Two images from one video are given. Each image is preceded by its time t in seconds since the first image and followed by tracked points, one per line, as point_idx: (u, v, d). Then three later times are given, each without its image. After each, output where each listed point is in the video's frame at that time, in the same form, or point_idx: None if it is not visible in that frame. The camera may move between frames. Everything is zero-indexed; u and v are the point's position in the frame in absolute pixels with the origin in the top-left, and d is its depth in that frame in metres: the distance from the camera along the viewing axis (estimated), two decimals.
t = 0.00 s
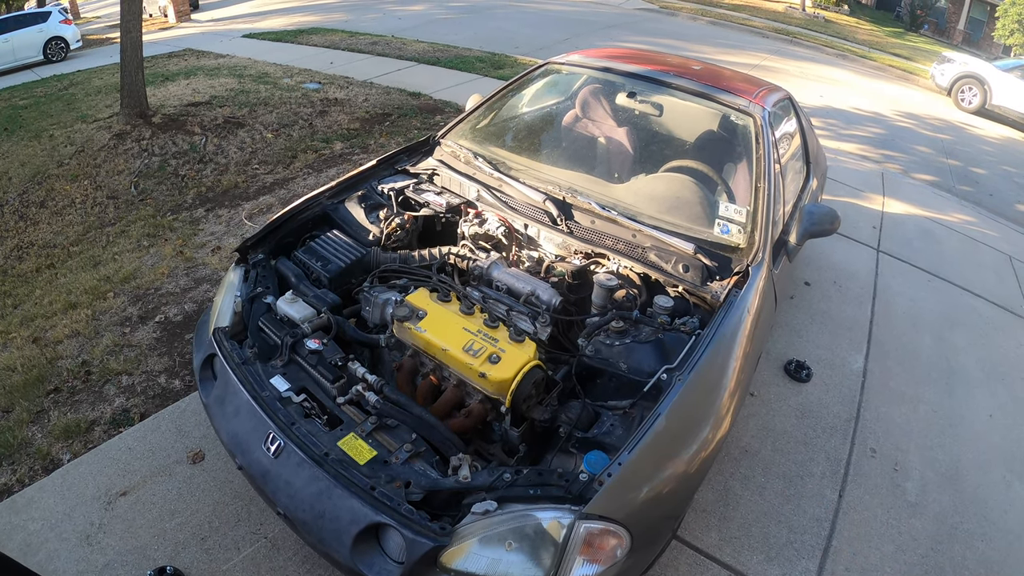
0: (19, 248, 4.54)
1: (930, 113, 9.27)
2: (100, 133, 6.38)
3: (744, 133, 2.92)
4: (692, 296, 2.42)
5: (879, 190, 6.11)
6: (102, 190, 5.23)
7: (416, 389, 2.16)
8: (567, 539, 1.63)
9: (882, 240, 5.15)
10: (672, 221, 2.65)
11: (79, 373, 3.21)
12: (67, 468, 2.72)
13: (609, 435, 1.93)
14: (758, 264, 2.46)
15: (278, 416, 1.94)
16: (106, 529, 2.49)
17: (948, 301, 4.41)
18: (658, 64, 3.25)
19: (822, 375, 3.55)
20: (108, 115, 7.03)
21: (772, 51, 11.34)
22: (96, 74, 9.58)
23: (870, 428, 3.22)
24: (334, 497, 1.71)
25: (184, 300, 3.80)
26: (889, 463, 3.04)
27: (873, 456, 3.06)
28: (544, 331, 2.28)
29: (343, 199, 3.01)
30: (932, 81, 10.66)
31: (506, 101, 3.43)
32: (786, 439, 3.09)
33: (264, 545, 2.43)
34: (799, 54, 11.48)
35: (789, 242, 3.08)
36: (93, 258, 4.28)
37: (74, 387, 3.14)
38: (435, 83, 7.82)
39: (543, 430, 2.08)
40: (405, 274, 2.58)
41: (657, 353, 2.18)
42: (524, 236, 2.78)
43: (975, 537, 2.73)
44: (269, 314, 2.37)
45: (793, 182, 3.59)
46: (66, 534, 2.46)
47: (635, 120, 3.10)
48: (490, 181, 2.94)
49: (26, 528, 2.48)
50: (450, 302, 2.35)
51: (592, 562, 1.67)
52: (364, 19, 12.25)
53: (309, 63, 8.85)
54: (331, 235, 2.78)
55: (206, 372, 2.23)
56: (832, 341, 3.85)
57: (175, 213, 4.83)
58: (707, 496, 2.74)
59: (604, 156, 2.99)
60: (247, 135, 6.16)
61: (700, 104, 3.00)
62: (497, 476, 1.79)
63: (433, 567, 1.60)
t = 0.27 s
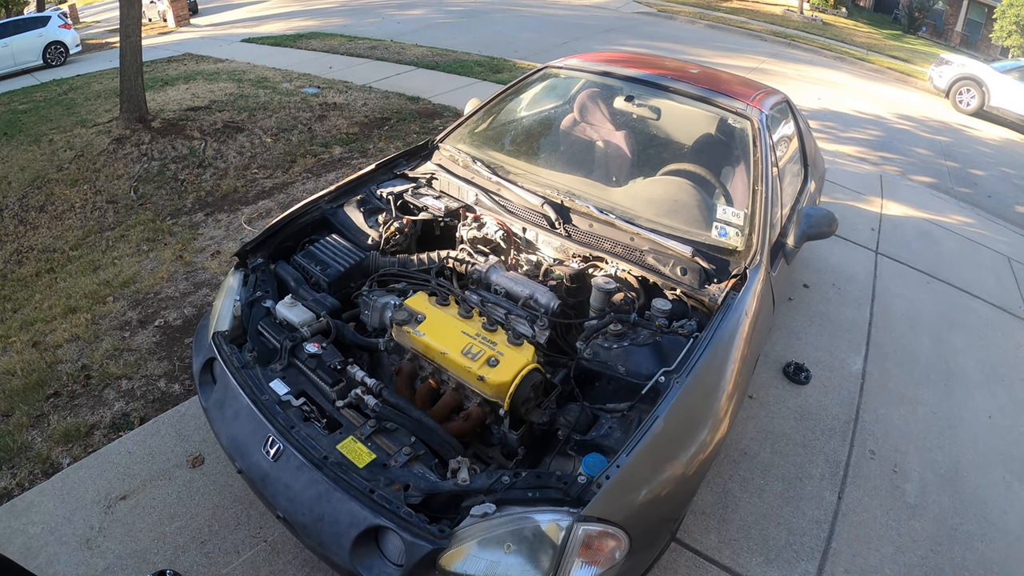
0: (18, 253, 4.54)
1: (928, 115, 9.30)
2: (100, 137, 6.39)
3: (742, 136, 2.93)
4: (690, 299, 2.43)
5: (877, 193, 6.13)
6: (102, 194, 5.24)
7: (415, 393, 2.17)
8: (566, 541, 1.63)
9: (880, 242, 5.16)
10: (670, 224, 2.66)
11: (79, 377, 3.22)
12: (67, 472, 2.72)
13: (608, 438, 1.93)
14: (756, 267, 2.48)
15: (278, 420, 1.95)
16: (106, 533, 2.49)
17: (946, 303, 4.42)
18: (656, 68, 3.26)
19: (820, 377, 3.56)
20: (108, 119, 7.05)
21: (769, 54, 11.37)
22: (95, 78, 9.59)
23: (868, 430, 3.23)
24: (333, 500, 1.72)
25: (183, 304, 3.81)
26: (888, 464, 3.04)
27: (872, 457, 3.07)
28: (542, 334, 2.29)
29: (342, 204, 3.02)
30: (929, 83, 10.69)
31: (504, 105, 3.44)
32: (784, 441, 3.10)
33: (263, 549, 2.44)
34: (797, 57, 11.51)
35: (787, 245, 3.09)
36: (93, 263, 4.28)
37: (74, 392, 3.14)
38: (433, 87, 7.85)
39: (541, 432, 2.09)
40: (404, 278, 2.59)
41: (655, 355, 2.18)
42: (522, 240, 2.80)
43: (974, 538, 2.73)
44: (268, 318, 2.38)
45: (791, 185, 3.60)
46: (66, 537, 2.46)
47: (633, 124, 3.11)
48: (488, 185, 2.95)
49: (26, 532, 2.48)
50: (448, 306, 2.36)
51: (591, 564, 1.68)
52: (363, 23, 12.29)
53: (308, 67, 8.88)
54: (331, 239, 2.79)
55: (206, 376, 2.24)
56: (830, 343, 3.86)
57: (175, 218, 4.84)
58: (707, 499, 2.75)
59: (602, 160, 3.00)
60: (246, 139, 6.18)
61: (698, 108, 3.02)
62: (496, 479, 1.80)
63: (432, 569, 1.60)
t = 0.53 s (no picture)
0: (13, 254, 4.52)
1: (923, 117, 9.34)
2: (97, 138, 6.38)
3: (737, 138, 2.94)
4: (685, 301, 2.43)
5: (872, 194, 6.15)
6: (98, 195, 5.23)
7: (410, 395, 2.16)
8: (561, 543, 1.62)
9: (875, 243, 5.17)
10: (666, 226, 2.66)
11: (75, 378, 3.21)
12: (63, 474, 2.71)
13: (603, 440, 1.94)
14: (751, 269, 2.48)
15: (273, 422, 1.94)
16: (101, 535, 2.48)
17: (941, 304, 4.43)
18: (652, 70, 3.27)
19: (816, 379, 3.57)
20: (104, 120, 7.03)
21: (766, 56, 11.40)
22: (91, 79, 9.56)
23: (864, 431, 3.24)
24: (328, 502, 1.72)
25: (179, 306, 3.80)
26: (884, 466, 3.05)
27: (868, 459, 3.08)
28: (537, 336, 2.30)
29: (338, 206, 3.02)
30: (925, 85, 10.73)
31: (500, 107, 3.44)
32: (780, 443, 3.11)
33: (259, 550, 2.43)
34: (794, 58, 11.54)
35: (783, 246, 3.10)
36: (89, 264, 4.27)
37: (70, 393, 3.13)
38: (430, 88, 7.85)
39: (537, 434, 2.10)
40: (400, 280, 2.59)
41: (651, 358, 2.19)
42: (518, 242, 2.79)
43: (970, 539, 2.74)
44: (263, 320, 2.37)
45: (787, 187, 3.61)
46: (62, 539, 2.46)
47: (629, 126, 3.12)
48: (484, 187, 2.95)
49: (21, 534, 2.47)
50: (444, 308, 2.36)
51: (586, 566, 1.67)
52: (360, 24, 12.28)
53: (305, 68, 8.87)
54: (327, 241, 2.79)
55: (201, 378, 2.24)
56: (826, 344, 3.86)
57: (171, 219, 4.83)
58: (703, 500, 2.75)
59: (598, 161, 3.00)
60: (243, 140, 6.17)
61: (695, 110, 3.02)
62: (491, 482, 1.80)
63: (428, 572, 1.60)
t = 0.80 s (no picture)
0: (8, 246, 4.47)
1: (924, 115, 9.29)
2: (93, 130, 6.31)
3: (740, 133, 2.90)
4: (687, 297, 2.39)
5: (873, 192, 6.11)
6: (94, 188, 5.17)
7: (407, 391, 2.12)
8: (560, 544, 1.60)
9: (876, 241, 5.14)
10: (666, 221, 2.62)
11: (68, 373, 3.17)
12: (55, 469, 2.67)
13: (603, 438, 1.90)
14: (754, 265, 2.45)
15: (266, 418, 1.90)
16: (94, 532, 2.44)
17: (942, 303, 4.40)
18: (654, 63, 3.22)
19: (817, 377, 3.54)
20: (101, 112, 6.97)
21: (767, 52, 11.34)
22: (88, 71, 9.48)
23: (865, 430, 3.21)
24: (322, 501, 1.68)
25: (175, 299, 3.76)
26: (885, 465, 3.02)
27: (868, 458, 3.05)
28: (536, 332, 2.25)
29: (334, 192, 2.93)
30: (926, 83, 10.68)
31: (499, 100, 3.40)
32: (781, 441, 3.08)
33: (253, 548, 2.40)
34: (795, 55, 11.48)
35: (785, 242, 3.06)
36: (84, 257, 4.22)
37: (63, 387, 3.09)
38: (429, 81, 7.79)
39: (534, 433, 2.07)
40: (397, 274, 2.55)
41: (652, 355, 2.15)
42: (516, 236, 2.74)
43: (971, 540, 2.71)
44: (257, 314, 2.33)
45: (789, 183, 3.57)
46: (54, 536, 2.42)
47: (630, 119, 3.07)
48: (482, 180, 2.92)
49: (13, 531, 2.43)
50: (441, 303, 2.32)
51: (586, 567, 1.64)
52: (359, 18, 12.20)
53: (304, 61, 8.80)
54: (322, 234, 2.75)
55: (194, 373, 2.20)
56: (827, 342, 3.83)
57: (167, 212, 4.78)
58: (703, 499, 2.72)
59: (598, 155, 2.96)
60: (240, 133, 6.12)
61: (697, 104, 2.98)
62: (489, 481, 1.76)
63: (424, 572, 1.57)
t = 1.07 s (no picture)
0: (4, 230, 4.42)
1: (928, 106, 9.21)
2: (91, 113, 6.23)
3: (746, 119, 2.84)
4: (691, 284, 2.36)
5: (877, 182, 6.05)
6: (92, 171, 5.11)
7: (405, 377, 2.08)
8: (560, 536, 1.57)
9: (880, 231, 5.09)
10: (669, 207, 2.57)
11: (64, 358, 3.13)
12: (51, 456, 2.65)
13: (604, 427, 1.87)
14: (758, 253, 2.41)
15: (262, 404, 1.87)
16: (89, 519, 2.42)
17: (945, 295, 4.36)
18: (658, 47, 3.16)
19: (819, 367, 3.50)
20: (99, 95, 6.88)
21: (772, 40, 11.21)
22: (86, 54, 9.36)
23: (867, 421, 3.18)
24: (318, 490, 1.65)
25: (172, 285, 3.72)
26: (886, 457, 2.99)
27: (870, 450, 3.02)
28: (537, 319, 2.22)
29: (337, 189, 2.87)
30: (932, 74, 10.57)
31: (500, 83, 3.33)
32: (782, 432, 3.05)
33: (250, 536, 2.38)
34: (799, 44, 11.35)
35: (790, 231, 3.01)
36: (81, 241, 4.17)
37: (59, 373, 3.06)
38: (429, 67, 7.69)
39: (535, 420, 2.05)
40: (396, 258, 2.50)
41: (655, 342, 2.12)
42: (518, 221, 2.70)
43: (971, 534, 2.70)
44: (253, 299, 2.29)
45: (793, 171, 3.52)
46: (49, 523, 2.40)
47: (633, 104, 3.01)
48: (483, 164, 2.86)
49: (8, 518, 2.41)
50: (441, 288, 2.28)
51: (586, 559, 1.62)
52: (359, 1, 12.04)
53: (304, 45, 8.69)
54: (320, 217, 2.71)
55: (189, 358, 2.16)
56: (830, 333, 3.80)
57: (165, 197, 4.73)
58: (703, 489, 2.69)
59: (601, 140, 2.90)
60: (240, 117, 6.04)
61: (703, 89, 2.92)
62: (488, 470, 1.73)
63: (421, 564, 1.54)
